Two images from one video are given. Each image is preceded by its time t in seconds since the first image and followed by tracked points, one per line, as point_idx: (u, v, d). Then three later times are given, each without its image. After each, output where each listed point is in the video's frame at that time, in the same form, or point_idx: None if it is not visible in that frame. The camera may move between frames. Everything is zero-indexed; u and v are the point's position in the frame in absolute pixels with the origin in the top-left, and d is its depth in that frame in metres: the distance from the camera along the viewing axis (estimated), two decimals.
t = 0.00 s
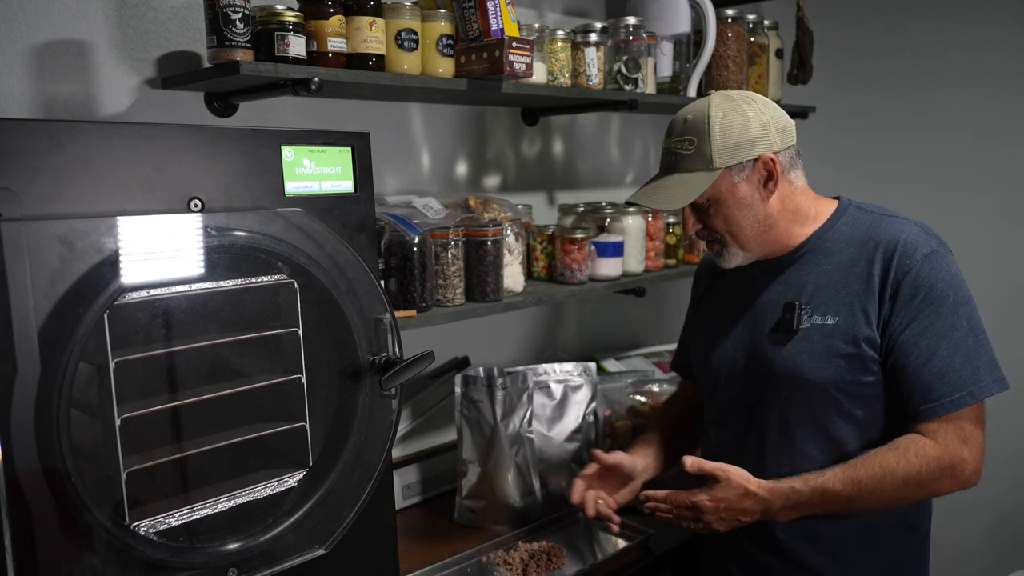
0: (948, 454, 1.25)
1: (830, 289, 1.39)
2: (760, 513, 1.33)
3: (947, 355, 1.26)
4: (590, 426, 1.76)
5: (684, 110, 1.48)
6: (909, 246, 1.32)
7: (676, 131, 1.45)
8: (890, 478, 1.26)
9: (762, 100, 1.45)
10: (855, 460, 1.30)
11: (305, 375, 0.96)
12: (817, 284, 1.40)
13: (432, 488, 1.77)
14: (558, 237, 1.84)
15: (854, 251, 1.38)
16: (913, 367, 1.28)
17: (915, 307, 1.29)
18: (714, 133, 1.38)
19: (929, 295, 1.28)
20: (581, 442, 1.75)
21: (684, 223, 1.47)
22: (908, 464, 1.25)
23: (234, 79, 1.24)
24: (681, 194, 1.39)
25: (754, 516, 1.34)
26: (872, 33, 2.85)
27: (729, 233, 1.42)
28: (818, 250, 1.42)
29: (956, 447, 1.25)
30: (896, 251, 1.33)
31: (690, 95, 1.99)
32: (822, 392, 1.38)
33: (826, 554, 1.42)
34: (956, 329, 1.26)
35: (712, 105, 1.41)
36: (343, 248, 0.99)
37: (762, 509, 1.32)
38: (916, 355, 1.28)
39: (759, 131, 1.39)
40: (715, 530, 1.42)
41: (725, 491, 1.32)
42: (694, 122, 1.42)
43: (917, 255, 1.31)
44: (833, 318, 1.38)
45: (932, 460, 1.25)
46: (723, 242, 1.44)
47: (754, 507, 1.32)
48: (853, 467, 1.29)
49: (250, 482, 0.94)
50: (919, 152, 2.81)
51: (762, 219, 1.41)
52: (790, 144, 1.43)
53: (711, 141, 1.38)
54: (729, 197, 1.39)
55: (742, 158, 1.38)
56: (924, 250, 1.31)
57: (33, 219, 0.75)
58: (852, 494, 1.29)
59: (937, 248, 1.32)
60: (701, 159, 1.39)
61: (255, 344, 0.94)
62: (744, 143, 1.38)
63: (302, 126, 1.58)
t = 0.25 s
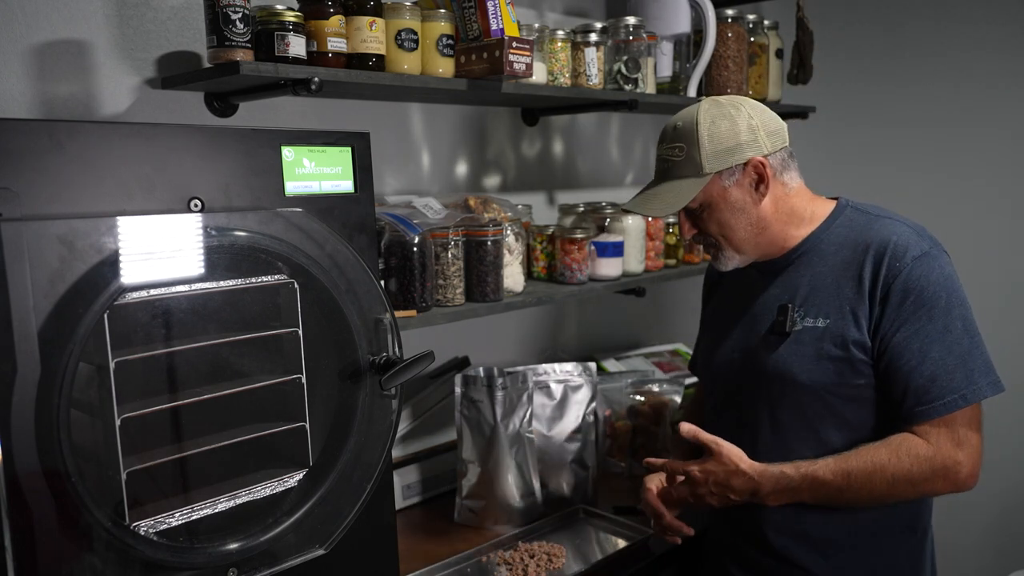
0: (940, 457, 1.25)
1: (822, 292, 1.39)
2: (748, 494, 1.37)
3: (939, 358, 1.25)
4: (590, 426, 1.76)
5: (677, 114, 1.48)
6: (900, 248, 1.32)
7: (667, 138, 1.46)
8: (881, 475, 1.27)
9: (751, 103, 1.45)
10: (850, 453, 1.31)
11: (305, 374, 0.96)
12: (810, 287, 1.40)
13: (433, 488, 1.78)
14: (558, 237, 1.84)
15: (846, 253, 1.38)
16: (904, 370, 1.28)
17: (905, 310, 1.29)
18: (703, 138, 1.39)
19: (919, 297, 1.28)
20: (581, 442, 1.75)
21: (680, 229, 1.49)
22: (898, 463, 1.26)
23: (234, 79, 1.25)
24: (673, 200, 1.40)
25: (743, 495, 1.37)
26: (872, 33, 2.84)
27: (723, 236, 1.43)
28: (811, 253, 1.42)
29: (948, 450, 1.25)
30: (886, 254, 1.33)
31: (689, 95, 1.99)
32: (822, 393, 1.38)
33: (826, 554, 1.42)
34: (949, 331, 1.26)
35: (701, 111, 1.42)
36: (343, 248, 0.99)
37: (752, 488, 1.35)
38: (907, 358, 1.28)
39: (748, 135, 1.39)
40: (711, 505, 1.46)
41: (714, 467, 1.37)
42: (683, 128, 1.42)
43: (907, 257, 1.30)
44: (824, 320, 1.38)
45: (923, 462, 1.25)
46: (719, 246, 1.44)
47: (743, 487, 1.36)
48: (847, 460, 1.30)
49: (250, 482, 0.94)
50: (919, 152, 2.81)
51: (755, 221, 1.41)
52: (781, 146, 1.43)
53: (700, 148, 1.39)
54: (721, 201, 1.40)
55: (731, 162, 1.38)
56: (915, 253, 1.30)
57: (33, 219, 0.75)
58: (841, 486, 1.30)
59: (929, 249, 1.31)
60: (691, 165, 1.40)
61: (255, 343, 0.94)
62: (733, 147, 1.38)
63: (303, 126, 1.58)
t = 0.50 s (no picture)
0: (960, 454, 1.26)
1: (821, 292, 1.39)
2: (767, 496, 1.35)
3: (949, 356, 1.25)
4: (590, 426, 1.76)
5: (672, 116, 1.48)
6: (900, 248, 1.32)
7: (662, 141, 1.46)
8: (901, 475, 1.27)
9: (745, 105, 1.45)
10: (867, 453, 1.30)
11: (304, 374, 0.96)
12: (810, 287, 1.40)
13: (433, 488, 1.78)
14: (558, 237, 1.84)
15: (846, 254, 1.38)
16: (912, 370, 1.28)
17: (909, 310, 1.29)
18: (698, 139, 1.39)
19: (924, 297, 1.28)
20: (581, 442, 1.75)
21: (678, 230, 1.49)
22: (919, 462, 1.26)
23: (234, 79, 1.25)
24: (669, 201, 1.40)
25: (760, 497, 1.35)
26: (872, 33, 2.84)
27: (720, 237, 1.42)
28: (810, 253, 1.41)
29: (967, 447, 1.26)
30: (886, 254, 1.33)
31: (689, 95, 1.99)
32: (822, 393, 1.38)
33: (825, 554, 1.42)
34: (958, 329, 1.26)
35: (694, 113, 1.42)
36: (343, 248, 0.99)
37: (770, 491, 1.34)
38: (915, 358, 1.28)
39: (742, 135, 1.39)
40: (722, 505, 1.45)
41: (736, 473, 1.34)
42: (677, 130, 1.42)
43: (909, 257, 1.30)
44: (824, 319, 1.38)
45: (942, 460, 1.25)
46: (716, 246, 1.44)
47: (761, 490, 1.34)
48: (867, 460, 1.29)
49: (250, 482, 0.94)
50: (919, 152, 2.81)
51: (752, 221, 1.41)
52: (776, 146, 1.43)
53: (695, 149, 1.39)
54: (717, 202, 1.40)
55: (726, 163, 1.38)
56: (916, 252, 1.31)
57: (33, 219, 0.75)
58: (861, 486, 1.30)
59: (929, 248, 1.31)
60: (686, 167, 1.40)
61: (255, 344, 0.94)
62: (728, 148, 1.38)
63: (302, 126, 1.58)
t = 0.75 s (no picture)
0: (972, 449, 1.26)
1: (825, 290, 1.39)
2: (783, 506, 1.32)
3: (956, 352, 1.26)
4: (590, 426, 1.76)
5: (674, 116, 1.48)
6: (906, 245, 1.32)
7: (664, 141, 1.46)
8: (916, 474, 1.26)
9: (747, 105, 1.45)
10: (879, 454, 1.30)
11: (305, 374, 0.96)
12: (813, 285, 1.40)
13: (432, 488, 1.78)
14: (558, 237, 1.84)
15: (850, 251, 1.38)
16: (919, 367, 1.29)
17: (916, 307, 1.29)
18: (700, 138, 1.39)
19: (930, 294, 1.28)
20: (581, 442, 1.75)
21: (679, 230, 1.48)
22: (934, 460, 1.25)
23: (234, 79, 1.25)
24: (673, 200, 1.40)
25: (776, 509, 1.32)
26: (872, 33, 2.84)
27: (722, 237, 1.42)
28: (813, 251, 1.41)
29: (978, 442, 1.26)
30: (891, 251, 1.33)
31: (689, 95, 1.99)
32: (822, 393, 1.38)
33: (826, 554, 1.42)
34: (964, 325, 1.26)
35: (697, 112, 1.42)
36: (343, 248, 0.99)
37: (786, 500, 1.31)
38: (921, 355, 1.28)
39: (745, 134, 1.39)
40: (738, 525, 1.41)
41: (749, 489, 1.31)
42: (680, 129, 1.42)
43: (914, 254, 1.30)
44: (828, 317, 1.38)
45: (955, 456, 1.25)
46: (718, 246, 1.44)
47: (778, 501, 1.31)
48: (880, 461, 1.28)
49: (250, 482, 0.94)
50: (919, 152, 2.81)
51: (754, 220, 1.41)
52: (778, 145, 1.43)
53: (699, 148, 1.39)
54: (720, 201, 1.40)
55: (729, 162, 1.38)
56: (921, 249, 1.30)
57: (33, 219, 0.75)
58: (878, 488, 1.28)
59: (933, 246, 1.31)
60: (689, 166, 1.40)
61: (255, 343, 0.94)
62: (731, 147, 1.38)
63: (302, 126, 1.58)
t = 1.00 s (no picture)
0: (970, 452, 1.27)
1: (826, 290, 1.39)
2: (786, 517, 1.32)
3: (957, 354, 1.26)
4: (590, 426, 1.76)
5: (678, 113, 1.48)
6: (908, 246, 1.32)
7: (669, 138, 1.46)
8: (915, 478, 1.26)
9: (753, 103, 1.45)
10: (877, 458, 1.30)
11: (305, 374, 0.96)
12: (814, 285, 1.40)
13: (432, 488, 1.78)
14: (558, 237, 1.84)
15: (851, 252, 1.38)
16: (919, 368, 1.29)
17: (917, 308, 1.29)
18: (708, 136, 1.38)
19: (932, 295, 1.28)
20: (581, 442, 1.75)
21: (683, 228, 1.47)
22: (933, 464, 1.25)
23: (234, 79, 1.25)
24: (680, 197, 1.39)
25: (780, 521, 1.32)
26: (872, 32, 2.84)
27: (728, 235, 1.42)
28: (814, 250, 1.41)
29: (976, 444, 1.27)
30: (893, 252, 1.33)
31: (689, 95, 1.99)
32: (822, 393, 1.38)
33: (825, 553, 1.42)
34: (965, 327, 1.27)
35: (704, 110, 1.41)
36: (343, 248, 0.99)
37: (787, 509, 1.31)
38: (922, 356, 1.28)
39: (752, 132, 1.39)
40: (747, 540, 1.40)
41: (750, 511, 1.30)
42: (688, 127, 1.42)
43: (916, 255, 1.30)
44: (829, 316, 1.38)
45: (954, 459, 1.26)
46: (723, 244, 1.44)
47: (781, 514, 1.31)
48: (879, 466, 1.28)
49: (250, 482, 0.94)
50: (919, 152, 2.81)
51: (760, 218, 1.41)
52: (783, 144, 1.43)
53: (706, 145, 1.38)
54: (726, 199, 1.39)
55: (736, 159, 1.38)
56: (923, 251, 1.31)
57: (33, 219, 0.75)
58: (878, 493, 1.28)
59: (935, 247, 1.32)
60: (695, 163, 1.39)
61: (255, 343, 0.94)
62: (738, 144, 1.38)
63: (302, 126, 1.57)
